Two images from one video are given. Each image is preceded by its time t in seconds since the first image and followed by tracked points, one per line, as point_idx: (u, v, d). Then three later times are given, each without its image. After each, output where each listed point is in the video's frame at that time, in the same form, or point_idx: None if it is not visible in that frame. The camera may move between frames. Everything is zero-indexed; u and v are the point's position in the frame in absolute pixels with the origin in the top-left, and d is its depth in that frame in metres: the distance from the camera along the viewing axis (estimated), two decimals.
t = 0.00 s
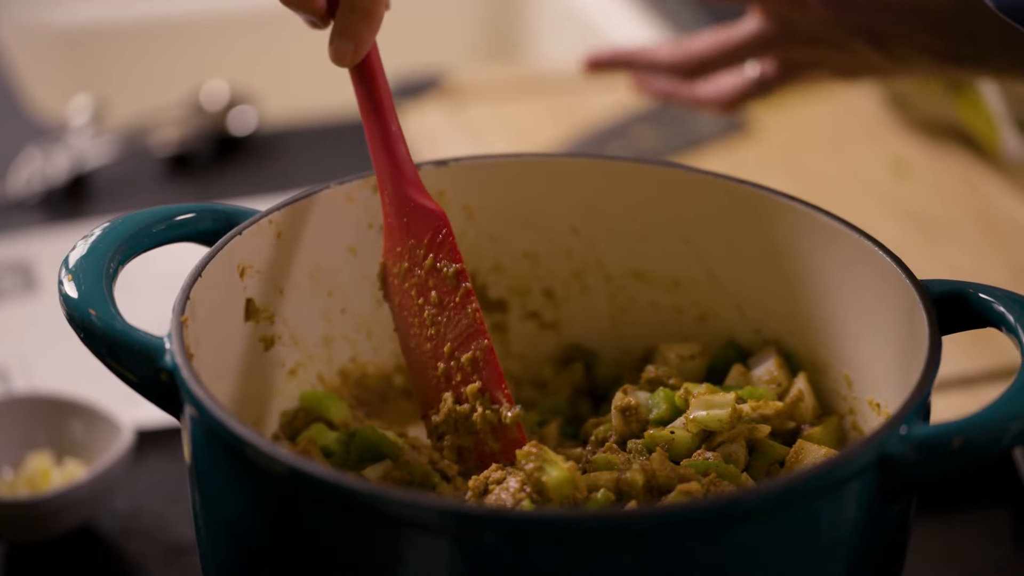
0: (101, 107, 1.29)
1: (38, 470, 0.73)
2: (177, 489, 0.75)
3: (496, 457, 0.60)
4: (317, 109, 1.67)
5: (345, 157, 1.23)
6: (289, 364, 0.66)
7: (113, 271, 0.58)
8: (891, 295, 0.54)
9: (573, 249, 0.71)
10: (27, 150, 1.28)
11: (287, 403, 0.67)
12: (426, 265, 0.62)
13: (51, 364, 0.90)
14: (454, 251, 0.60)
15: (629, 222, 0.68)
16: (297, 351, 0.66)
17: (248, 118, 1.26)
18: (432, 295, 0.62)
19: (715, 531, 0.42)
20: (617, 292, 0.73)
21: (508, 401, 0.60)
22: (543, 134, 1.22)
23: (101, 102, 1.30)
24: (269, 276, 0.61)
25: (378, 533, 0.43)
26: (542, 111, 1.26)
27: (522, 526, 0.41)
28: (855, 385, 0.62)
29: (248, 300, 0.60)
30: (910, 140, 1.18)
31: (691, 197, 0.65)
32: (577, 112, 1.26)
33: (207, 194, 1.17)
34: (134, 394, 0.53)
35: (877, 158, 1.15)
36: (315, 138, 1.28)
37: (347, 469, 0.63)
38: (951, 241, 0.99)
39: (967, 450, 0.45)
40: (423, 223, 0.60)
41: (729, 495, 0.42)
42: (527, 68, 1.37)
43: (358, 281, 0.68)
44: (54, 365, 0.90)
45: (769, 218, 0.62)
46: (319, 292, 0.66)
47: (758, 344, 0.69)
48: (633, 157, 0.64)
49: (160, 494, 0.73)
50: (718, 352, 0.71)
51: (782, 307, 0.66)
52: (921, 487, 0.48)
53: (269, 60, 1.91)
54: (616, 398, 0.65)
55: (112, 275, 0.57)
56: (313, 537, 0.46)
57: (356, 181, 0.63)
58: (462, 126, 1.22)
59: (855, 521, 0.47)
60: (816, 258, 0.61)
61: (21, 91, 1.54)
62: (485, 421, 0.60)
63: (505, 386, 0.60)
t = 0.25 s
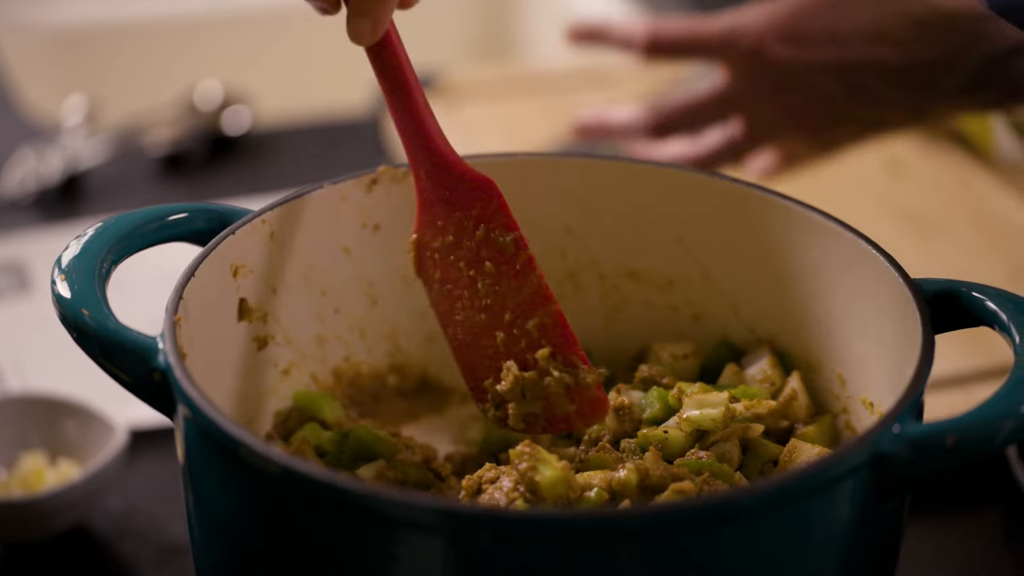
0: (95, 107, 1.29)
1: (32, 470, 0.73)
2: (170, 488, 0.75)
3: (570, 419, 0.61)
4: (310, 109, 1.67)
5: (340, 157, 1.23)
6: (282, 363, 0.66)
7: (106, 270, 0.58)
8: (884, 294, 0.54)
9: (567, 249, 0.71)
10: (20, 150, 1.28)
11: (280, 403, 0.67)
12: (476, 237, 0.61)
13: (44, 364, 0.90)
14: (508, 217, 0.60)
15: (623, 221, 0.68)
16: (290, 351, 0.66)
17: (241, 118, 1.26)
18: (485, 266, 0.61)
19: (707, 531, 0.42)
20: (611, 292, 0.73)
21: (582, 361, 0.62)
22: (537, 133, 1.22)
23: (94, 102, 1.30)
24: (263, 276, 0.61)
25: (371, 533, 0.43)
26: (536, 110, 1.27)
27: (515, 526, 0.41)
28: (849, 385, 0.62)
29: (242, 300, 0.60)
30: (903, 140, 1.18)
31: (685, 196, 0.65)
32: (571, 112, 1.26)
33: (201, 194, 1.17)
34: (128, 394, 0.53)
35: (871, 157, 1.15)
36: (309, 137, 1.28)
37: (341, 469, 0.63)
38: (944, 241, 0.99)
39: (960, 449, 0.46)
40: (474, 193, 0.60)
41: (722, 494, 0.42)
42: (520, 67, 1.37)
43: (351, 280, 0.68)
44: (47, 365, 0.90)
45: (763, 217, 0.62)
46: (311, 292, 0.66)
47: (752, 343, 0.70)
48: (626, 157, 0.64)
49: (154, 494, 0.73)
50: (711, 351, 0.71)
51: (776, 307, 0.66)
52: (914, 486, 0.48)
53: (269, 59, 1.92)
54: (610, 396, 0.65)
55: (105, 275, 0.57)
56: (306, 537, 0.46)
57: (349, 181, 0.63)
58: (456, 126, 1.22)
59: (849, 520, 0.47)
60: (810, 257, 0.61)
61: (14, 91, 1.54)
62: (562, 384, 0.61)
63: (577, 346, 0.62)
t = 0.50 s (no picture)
0: (89, 106, 1.29)
1: (25, 470, 0.72)
2: (164, 488, 0.75)
3: (510, 346, 0.69)
4: (305, 108, 1.67)
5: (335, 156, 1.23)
6: (276, 363, 0.66)
7: (99, 269, 0.58)
8: (877, 292, 0.55)
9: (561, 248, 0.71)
10: (14, 150, 1.28)
11: (274, 401, 0.67)
12: (428, 174, 0.62)
13: (37, 364, 0.90)
14: (462, 156, 0.62)
15: (616, 220, 0.68)
16: (284, 350, 0.66)
17: (236, 117, 1.26)
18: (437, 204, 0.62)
19: (700, 529, 0.42)
20: (605, 291, 0.73)
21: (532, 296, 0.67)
22: (532, 131, 1.22)
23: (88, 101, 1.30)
24: (257, 275, 0.61)
25: (365, 531, 0.43)
26: (531, 108, 1.27)
27: (510, 525, 0.41)
28: (843, 383, 0.62)
29: (235, 300, 0.60)
30: (899, 138, 1.18)
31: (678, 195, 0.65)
32: (565, 110, 1.26)
33: (196, 194, 1.17)
34: (122, 393, 0.53)
35: (866, 155, 1.15)
36: (303, 136, 1.28)
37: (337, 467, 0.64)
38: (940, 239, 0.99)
39: (954, 446, 0.46)
40: (427, 134, 0.61)
41: (715, 492, 0.42)
42: (515, 66, 1.37)
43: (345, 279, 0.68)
44: (41, 365, 0.90)
45: (756, 215, 0.62)
46: (305, 291, 0.66)
47: (746, 342, 0.70)
48: (620, 156, 0.65)
49: (148, 494, 0.73)
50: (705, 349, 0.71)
51: (769, 304, 0.66)
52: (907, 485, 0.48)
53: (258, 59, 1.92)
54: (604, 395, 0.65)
55: (98, 274, 0.57)
56: (299, 536, 0.46)
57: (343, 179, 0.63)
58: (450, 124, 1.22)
59: (842, 518, 0.46)
60: (803, 255, 0.61)
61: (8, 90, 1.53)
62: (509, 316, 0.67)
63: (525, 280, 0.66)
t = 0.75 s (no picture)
0: (82, 105, 1.29)
1: (19, 469, 0.72)
2: (158, 486, 0.75)
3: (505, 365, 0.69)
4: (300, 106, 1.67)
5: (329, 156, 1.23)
6: (271, 362, 0.66)
7: (94, 268, 0.58)
8: (871, 292, 0.55)
9: (556, 247, 0.71)
10: (7, 149, 1.28)
11: (268, 400, 0.67)
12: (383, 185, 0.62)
13: (29, 363, 0.90)
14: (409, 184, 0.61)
15: (611, 219, 0.68)
16: (279, 349, 0.66)
17: (229, 116, 1.26)
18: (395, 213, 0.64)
19: (695, 527, 0.42)
20: (599, 290, 0.73)
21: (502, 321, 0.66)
22: (527, 130, 1.22)
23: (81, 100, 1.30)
24: (252, 274, 0.61)
25: (359, 531, 0.43)
26: (526, 107, 1.27)
27: (507, 524, 0.41)
28: (837, 382, 0.62)
29: (229, 299, 0.60)
30: (894, 136, 1.19)
31: (673, 194, 0.65)
32: (560, 109, 1.26)
33: (190, 193, 1.17)
34: (117, 392, 0.53)
35: (860, 154, 1.15)
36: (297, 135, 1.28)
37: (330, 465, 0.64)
38: (934, 239, 0.99)
39: (949, 446, 0.46)
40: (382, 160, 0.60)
41: (710, 491, 0.42)
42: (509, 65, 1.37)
43: (340, 279, 0.68)
44: (35, 364, 0.90)
45: (751, 215, 0.62)
46: (300, 291, 0.66)
47: (741, 342, 0.70)
48: (615, 156, 0.65)
49: (143, 493, 0.73)
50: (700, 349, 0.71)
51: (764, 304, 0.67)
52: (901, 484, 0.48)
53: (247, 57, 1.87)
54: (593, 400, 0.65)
55: (92, 273, 0.57)
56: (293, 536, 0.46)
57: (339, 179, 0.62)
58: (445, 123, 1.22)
59: (837, 517, 0.47)
60: (798, 255, 0.61)
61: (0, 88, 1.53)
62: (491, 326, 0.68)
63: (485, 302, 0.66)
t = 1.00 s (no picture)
0: (77, 104, 1.29)
1: (13, 469, 0.72)
2: (152, 486, 0.75)
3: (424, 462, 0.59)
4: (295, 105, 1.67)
5: (325, 154, 1.23)
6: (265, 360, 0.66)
7: (87, 266, 0.57)
8: (865, 290, 0.55)
9: (551, 245, 0.71)
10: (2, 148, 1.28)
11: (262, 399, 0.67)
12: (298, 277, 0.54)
13: (23, 362, 0.90)
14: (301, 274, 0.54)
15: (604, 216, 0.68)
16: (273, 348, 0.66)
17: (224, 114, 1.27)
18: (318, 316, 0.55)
19: (688, 526, 0.42)
20: (593, 287, 0.73)
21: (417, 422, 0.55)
22: (522, 128, 1.22)
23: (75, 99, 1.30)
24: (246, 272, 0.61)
25: (351, 530, 0.43)
26: (520, 105, 1.27)
27: (499, 522, 0.41)
28: (831, 379, 0.62)
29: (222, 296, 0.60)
30: (889, 133, 1.18)
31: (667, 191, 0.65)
32: (554, 107, 1.26)
33: (185, 191, 1.16)
34: (110, 391, 0.53)
35: (855, 151, 1.15)
36: (292, 133, 1.28)
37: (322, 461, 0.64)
38: (929, 236, 0.99)
39: (943, 443, 0.45)
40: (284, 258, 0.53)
41: (701, 490, 0.42)
42: (504, 63, 1.37)
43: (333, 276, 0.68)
44: (29, 362, 0.90)
45: (744, 212, 0.62)
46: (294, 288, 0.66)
47: (736, 339, 0.69)
48: (609, 153, 0.65)
49: (137, 492, 0.73)
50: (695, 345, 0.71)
51: (758, 301, 0.66)
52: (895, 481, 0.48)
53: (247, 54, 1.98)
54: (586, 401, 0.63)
55: (86, 271, 0.57)
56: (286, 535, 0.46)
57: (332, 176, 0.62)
58: (440, 120, 1.22)
59: (830, 514, 0.46)
60: (791, 251, 0.61)
61: None
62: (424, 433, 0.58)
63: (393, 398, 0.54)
